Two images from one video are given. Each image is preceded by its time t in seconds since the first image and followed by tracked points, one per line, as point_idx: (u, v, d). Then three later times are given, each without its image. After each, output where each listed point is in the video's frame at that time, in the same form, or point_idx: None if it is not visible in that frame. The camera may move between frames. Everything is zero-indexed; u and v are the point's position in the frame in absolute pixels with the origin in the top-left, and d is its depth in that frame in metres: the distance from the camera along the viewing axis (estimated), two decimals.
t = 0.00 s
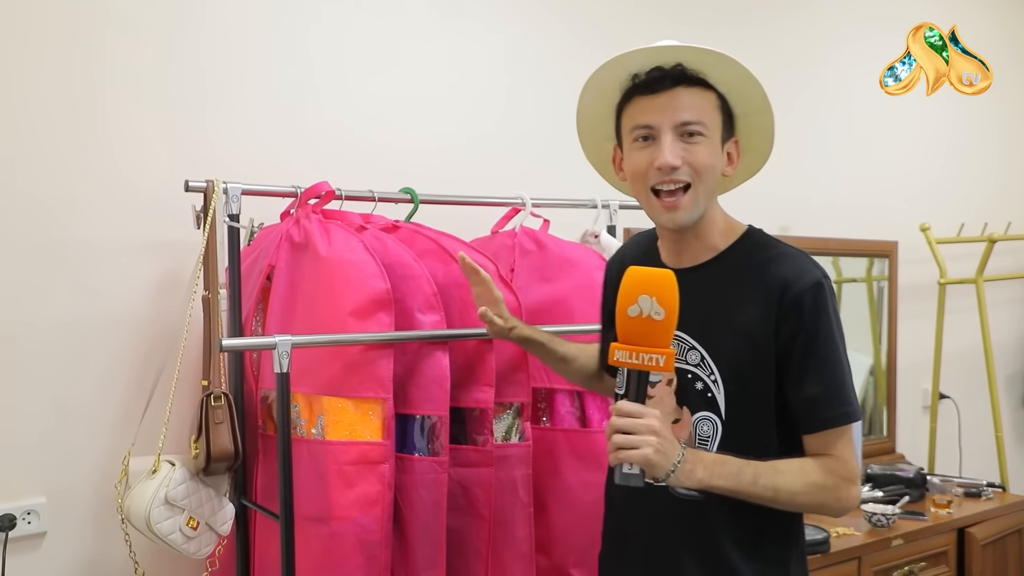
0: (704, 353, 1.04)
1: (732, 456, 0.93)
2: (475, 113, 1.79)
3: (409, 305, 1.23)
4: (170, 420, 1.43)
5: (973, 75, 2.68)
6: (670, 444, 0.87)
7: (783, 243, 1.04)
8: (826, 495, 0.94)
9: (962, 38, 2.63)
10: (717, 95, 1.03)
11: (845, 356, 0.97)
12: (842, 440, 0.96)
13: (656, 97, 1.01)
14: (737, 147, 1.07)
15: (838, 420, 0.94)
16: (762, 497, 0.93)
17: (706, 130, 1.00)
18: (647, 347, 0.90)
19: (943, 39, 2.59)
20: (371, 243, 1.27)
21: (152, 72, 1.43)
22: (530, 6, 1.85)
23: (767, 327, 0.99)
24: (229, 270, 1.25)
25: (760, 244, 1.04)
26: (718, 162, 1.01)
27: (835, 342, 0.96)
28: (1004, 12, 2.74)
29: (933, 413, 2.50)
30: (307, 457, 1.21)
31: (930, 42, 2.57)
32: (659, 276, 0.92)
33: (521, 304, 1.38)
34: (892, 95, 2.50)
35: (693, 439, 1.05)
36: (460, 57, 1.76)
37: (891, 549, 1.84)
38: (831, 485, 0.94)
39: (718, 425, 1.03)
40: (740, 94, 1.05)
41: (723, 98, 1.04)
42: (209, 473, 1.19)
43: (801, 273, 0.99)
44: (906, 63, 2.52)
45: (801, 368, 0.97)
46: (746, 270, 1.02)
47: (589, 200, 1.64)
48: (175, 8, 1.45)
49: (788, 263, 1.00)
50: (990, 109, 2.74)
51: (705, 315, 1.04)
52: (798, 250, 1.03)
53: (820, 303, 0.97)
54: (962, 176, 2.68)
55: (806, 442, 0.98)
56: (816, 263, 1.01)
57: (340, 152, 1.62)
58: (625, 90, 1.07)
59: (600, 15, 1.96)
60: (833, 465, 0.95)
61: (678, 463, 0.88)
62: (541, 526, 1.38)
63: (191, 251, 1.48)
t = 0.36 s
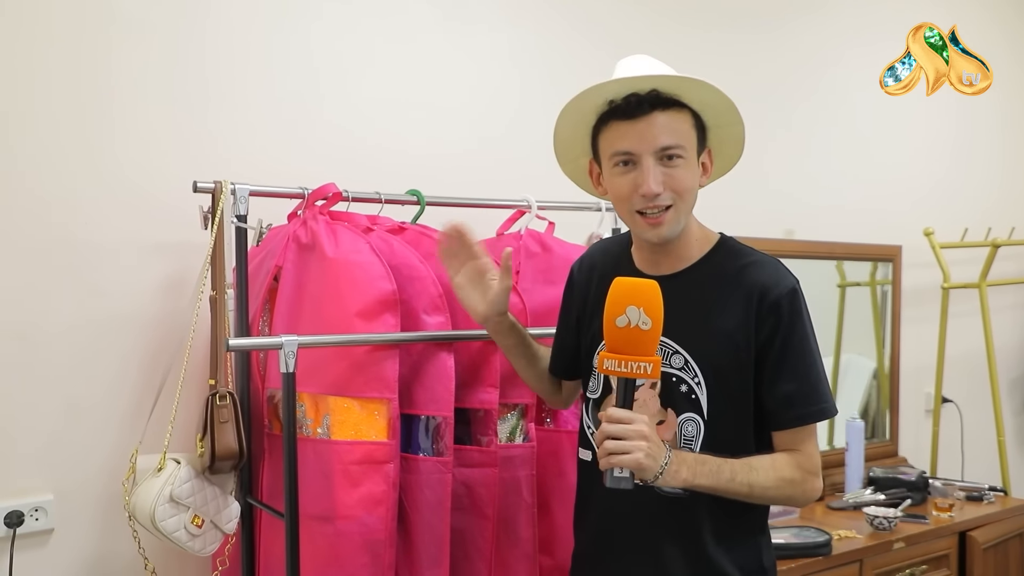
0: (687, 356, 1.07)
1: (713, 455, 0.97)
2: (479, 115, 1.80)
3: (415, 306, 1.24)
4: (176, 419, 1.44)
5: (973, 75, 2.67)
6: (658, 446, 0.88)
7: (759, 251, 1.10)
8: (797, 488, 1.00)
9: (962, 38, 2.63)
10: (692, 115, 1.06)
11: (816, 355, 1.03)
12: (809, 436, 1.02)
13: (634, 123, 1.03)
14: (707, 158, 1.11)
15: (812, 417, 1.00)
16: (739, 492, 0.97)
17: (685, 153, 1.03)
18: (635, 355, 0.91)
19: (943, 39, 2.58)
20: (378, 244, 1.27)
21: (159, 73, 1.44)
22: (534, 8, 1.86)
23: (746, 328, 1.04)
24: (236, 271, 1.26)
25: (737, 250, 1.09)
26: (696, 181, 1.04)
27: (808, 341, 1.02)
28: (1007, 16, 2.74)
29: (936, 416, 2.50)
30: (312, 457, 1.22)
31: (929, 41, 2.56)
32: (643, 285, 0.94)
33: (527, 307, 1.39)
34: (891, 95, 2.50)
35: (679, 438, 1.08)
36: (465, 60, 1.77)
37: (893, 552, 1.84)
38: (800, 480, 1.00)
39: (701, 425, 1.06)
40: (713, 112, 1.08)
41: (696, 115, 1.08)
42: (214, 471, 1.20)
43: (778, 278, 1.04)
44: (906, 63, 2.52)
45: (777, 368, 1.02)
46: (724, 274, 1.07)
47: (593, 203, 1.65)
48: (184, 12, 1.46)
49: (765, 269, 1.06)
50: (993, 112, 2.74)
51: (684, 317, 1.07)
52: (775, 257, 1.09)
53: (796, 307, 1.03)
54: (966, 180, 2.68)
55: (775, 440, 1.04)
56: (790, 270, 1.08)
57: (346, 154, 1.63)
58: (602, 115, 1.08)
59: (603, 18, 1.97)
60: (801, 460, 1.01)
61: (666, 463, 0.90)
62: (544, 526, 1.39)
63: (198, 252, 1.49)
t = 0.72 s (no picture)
0: (687, 357, 1.11)
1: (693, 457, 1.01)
2: (481, 117, 1.80)
3: (415, 308, 1.24)
4: (178, 419, 1.45)
5: (973, 75, 2.67)
6: (619, 437, 0.96)
7: (773, 259, 1.11)
8: (782, 500, 1.01)
9: (962, 38, 2.63)
10: (630, 120, 1.09)
11: (820, 366, 1.04)
12: (806, 452, 1.03)
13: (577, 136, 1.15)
14: (680, 162, 1.09)
15: (807, 427, 1.01)
16: (716, 494, 1.00)
17: (613, 158, 1.09)
18: (600, 350, 1.01)
19: (943, 39, 2.59)
20: (379, 245, 1.28)
21: (162, 75, 1.45)
22: (536, 9, 1.86)
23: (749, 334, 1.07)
24: (238, 271, 1.26)
25: (746, 256, 1.11)
26: (638, 187, 1.08)
27: (811, 350, 1.03)
28: (1007, 17, 2.75)
29: (936, 417, 2.51)
30: (313, 458, 1.22)
31: (929, 42, 2.56)
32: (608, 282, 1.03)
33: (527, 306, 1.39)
34: (891, 95, 2.50)
35: (673, 438, 1.13)
36: (467, 62, 1.78)
37: (892, 552, 1.85)
38: (786, 493, 1.01)
39: (697, 427, 1.10)
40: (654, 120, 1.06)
41: (646, 122, 1.08)
42: (215, 471, 1.21)
43: (783, 287, 1.06)
44: (906, 63, 2.52)
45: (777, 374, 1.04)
46: (730, 280, 1.09)
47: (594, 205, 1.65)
48: (190, 16, 1.47)
49: (771, 277, 1.08)
50: (993, 114, 2.75)
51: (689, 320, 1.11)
52: (787, 265, 1.10)
53: (798, 314, 1.04)
54: (965, 181, 2.69)
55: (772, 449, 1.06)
56: (802, 278, 1.09)
57: (348, 156, 1.64)
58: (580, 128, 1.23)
59: (604, 21, 1.97)
60: (790, 474, 1.02)
61: (626, 457, 0.97)
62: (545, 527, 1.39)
63: (200, 253, 1.50)
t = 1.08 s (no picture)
0: (697, 361, 1.13)
1: (673, 458, 1.06)
2: (481, 119, 1.80)
3: (414, 309, 1.24)
4: (177, 420, 1.45)
5: (972, 75, 2.69)
6: (597, 420, 1.08)
7: (803, 270, 1.05)
8: (745, 524, 1.00)
9: (962, 39, 2.64)
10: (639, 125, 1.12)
11: (818, 391, 0.98)
12: (791, 492, 0.98)
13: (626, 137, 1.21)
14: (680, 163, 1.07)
15: (783, 455, 0.98)
16: (681, 499, 1.04)
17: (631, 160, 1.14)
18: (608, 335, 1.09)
19: (942, 39, 2.60)
20: (377, 246, 1.28)
21: (163, 76, 1.45)
22: (535, 11, 1.87)
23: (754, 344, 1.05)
24: (237, 272, 1.26)
25: (765, 265, 1.07)
26: (649, 189, 1.12)
27: (807, 372, 0.98)
28: (1006, 19, 2.75)
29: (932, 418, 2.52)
30: (312, 459, 1.22)
31: (929, 42, 2.58)
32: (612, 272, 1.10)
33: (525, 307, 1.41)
34: (891, 95, 2.51)
35: (678, 440, 1.16)
36: (467, 62, 1.78)
37: (889, 553, 1.86)
38: (753, 520, 1.00)
39: (699, 432, 1.12)
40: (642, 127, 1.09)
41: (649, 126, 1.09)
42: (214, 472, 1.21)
43: (792, 301, 1.01)
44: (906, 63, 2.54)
45: (771, 390, 1.01)
46: (742, 288, 1.08)
47: (593, 206, 1.66)
48: (191, 16, 1.47)
49: (785, 289, 1.03)
50: (991, 115, 2.75)
51: (706, 322, 1.12)
52: (812, 278, 1.04)
53: (797, 331, 1.00)
54: (963, 182, 2.70)
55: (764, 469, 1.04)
56: (824, 294, 1.02)
57: (347, 156, 1.64)
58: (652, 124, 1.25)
59: (603, 22, 1.97)
60: (763, 504, 1.00)
61: (603, 438, 1.08)
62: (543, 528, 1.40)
63: (199, 254, 1.50)
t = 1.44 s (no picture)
0: (713, 361, 1.14)
1: (685, 461, 1.06)
2: (471, 119, 1.81)
3: (405, 309, 1.24)
4: (167, 421, 1.45)
5: (973, 75, 2.74)
6: (613, 421, 1.10)
7: (824, 269, 1.04)
8: (753, 531, 1.00)
9: (962, 39, 2.69)
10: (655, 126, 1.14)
11: (833, 393, 0.97)
12: (802, 500, 0.97)
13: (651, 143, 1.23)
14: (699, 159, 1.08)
15: (794, 459, 0.97)
16: (690, 502, 1.05)
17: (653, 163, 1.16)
18: (629, 338, 1.10)
19: (942, 39, 2.65)
20: (368, 247, 1.27)
21: (157, 76, 1.45)
22: (525, 11, 1.87)
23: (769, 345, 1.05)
24: (225, 274, 1.26)
25: (785, 266, 1.07)
26: (673, 189, 1.14)
27: (822, 373, 0.97)
28: (996, 21, 2.78)
29: (920, 418, 2.53)
30: (303, 460, 1.22)
31: (930, 42, 2.62)
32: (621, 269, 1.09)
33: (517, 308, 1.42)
34: (891, 94, 2.56)
35: (695, 443, 1.17)
36: (460, 61, 1.78)
37: (878, 551, 1.87)
38: (760, 527, 0.99)
39: (715, 435, 1.13)
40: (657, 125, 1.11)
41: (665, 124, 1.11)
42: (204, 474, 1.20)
43: (808, 300, 1.01)
44: (906, 63, 2.58)
45: (786, 392, 1.01)
46: (759, 289, 1.09)
47: (585, 207, 1.66)
48: (186, 14, 1.47)
49: (802, 289, 1.03)
50: (980, 116, 2.77)
51: (725, 323, 1.13)
52: (832, 277, 1.03)
53: (811, 331, 0.99)
54: (952, 183, 2.72)
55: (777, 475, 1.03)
56: (843, 294, 1.01)
57: (337, 156, 1.64)
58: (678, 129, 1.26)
59: (594, 23, 1.98)
60: (773, 511, 0.99)
61: (619, 439, 1.09)
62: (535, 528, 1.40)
63: (189, 255, 1.49)
